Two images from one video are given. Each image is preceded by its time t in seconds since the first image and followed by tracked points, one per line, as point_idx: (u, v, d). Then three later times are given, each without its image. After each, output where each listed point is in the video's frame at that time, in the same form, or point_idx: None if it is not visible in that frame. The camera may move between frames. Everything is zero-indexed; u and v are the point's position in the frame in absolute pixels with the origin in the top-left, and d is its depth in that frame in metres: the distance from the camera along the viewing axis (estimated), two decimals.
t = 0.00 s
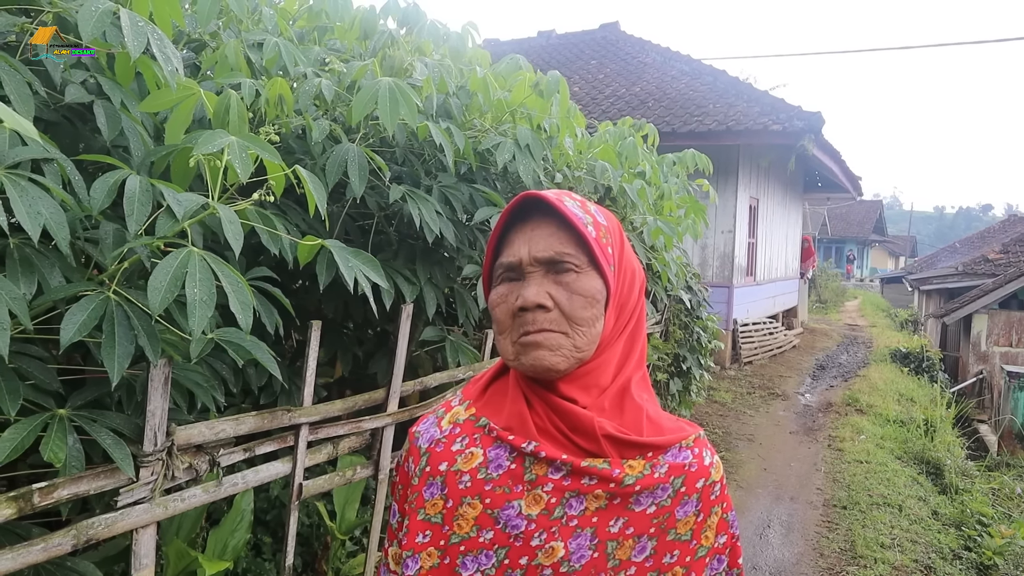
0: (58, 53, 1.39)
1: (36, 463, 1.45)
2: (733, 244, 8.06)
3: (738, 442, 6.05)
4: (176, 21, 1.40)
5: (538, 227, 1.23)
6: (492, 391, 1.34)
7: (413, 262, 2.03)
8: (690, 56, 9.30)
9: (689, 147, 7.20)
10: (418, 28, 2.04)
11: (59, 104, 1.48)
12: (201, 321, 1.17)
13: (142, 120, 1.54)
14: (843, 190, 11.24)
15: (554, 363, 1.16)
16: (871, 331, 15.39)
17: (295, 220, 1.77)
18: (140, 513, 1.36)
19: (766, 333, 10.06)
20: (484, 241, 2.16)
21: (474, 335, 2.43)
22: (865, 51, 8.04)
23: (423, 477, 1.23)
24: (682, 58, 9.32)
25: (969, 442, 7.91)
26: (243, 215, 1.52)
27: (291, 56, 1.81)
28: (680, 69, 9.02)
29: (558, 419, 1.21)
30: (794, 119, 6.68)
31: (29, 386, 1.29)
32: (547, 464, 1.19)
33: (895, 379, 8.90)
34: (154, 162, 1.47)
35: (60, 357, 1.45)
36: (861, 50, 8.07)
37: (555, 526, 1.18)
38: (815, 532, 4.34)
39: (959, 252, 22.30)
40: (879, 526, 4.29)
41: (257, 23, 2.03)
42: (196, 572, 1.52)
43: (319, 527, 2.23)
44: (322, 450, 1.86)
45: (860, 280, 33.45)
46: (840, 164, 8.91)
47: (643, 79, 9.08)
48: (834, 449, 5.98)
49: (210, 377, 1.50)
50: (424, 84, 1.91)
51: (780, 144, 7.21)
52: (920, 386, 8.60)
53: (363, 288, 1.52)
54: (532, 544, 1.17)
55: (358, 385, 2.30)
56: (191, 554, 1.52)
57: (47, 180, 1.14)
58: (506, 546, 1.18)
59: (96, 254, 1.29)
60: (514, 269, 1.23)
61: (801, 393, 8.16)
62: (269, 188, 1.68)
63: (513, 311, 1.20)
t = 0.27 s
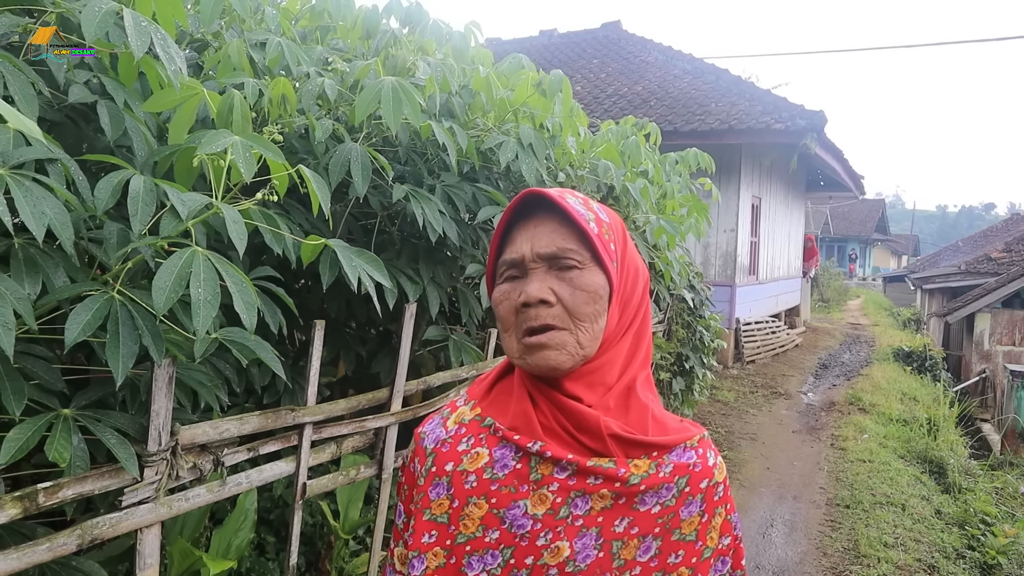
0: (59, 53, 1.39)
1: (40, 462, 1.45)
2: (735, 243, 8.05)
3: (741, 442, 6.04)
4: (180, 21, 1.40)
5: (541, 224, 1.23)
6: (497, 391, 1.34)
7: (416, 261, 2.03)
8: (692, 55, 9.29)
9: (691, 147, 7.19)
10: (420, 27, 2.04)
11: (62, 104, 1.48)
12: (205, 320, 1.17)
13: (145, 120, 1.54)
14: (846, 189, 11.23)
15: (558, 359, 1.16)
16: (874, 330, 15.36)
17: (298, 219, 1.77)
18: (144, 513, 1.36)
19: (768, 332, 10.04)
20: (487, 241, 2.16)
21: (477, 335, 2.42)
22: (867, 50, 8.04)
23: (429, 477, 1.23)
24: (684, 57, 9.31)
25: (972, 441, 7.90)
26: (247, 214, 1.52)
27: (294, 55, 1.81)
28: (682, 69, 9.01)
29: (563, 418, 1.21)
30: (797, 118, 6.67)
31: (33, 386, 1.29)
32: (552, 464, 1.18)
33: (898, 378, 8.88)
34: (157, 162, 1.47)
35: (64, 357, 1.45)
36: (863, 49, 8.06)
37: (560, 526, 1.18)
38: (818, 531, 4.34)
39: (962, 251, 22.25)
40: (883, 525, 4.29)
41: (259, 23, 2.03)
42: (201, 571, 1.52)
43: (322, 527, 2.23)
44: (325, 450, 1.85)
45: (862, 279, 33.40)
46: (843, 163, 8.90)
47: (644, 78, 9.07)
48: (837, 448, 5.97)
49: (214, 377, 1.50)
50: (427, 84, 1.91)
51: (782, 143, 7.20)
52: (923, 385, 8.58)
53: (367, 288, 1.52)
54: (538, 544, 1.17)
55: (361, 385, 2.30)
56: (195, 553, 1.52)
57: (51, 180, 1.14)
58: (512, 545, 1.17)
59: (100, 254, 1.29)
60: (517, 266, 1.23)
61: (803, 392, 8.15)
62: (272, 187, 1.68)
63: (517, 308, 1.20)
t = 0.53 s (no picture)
0: (59, 53, 1.38)
1: (43, 463, 1.45)
2: (737, 243, 8.04)
3: (743, 442, 6.04)
4: (182, 23, 1.40)
5: (547, 229, 1.23)
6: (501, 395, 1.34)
7: (418, 262, 2.03)
8: (694, 55, 9.29)
9: (693, 146, 7.18)
10: (423, 29, 2.04)
11: (66, 106, 1.48)
12: (207, 322, 1.17)
13: (148, 122, 1.54)
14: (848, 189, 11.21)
15: (562, 365, 1.16)
16: (876, 330, 15.35)
17: (300, 220, 1.77)
18: (147, 514, 1.36)
19: (770, 332, 10.03)
20: (489, 242, 2.16)
21: (479, 335, 2.43)
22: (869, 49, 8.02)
23: (433, 479, 1.23)
24: (686, 56, 9.31)
25: (975, 441, 7.88)
26: (249, 216, 1.52)
27: (297, 56, 1.81)
28: (684, 68, 9.01)
29: (566, 422, 1.21)
30: (799, 117, 6.65)
31: (37, 387, 1.29)
32: (555, 468, 1.18)
33: (901, 378, 8.86)
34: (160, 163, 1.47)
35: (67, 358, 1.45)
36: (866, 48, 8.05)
37: (562, 530, 1.18)
38: (820, 532, 4.33)
39: (964, 250, 22.20)
40: (885, 526, 4.28)
41: (262, 24, 2.04)
42: (203, 572, 1.52)
43: (324, 528, 2.23)
44: (328, 451, 1.86)
45: (865, 279, 33.35)
46: (845, 163, 8.88)
47: (646, 78, 9.07)
48: (839, 448, 5.97)
49: (216, 378, 1.50)
50: (430, 85, 1.92)
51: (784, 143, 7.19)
52: (926, 385, 8.57)
53: (369, 289, 1.52)
54: (540, 547, 1.17)
55: (363, 385, 2.31)
56: (197, 554, 1.52)
57: (54, 182, 1.14)
58: (514, 549, 1.18)
59: (103, 255, 1.29)
60: (523, 271, 1.23)
61: (806, 392, 8.14)
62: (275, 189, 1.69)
63: (522, 313, 1.19)
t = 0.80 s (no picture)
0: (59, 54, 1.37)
1: (47, 465, 1.46)
2: (740, 242, 8.03)
3: (745, 442, 6.03)
4: (184, 25, 1.40)
5: (553, 234, 1.23)
6: (508, 399, 1.34)
7: (420, 263, 2.04)
8: (696, 55, 9.27)
9: (695, 146, 7.17)
10: (424, 30, 2.04)
11: (69, 108, 1.49)
12: (209, 326, 1.17)
13: (150, 123, 1.54)
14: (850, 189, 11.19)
15: (567, 372, 1.16)
16: (878, 330, 15.33)
17: (302, 222, 1.77)
18: (150, 516, 1.37)
19: (772, 332, 10.02)
20: (491, 242, 2.15)
21: (481, 336, 2.43)
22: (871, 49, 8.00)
23: (439, 482, 1.24)
24: (688, 56, 9.30)
25: (977, 442, 7.86)
26: (252, 218, 1.52)
27: (299, 58, 1.82)
28: (686, 68, 9.00)
29: (572, 427, 1.21)
30: (801, 117, 6.64)
31: (40, 390, 1.29)
32: (561, 472, 1.19)
33: (903, 378, 8.85)
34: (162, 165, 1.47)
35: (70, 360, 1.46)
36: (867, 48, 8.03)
37: (568, 535, 1.18)
38: (823, 532, 4.33)
39: (967, 250, 22.16)
40: (887, 527, 4.27)
41: (264, 25, 2.04)
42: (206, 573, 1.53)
43: (327, 528, 2.23)
44: (330, 452, 1.86)
45: (867, 278, 33.30)
46: (847, 162, 8.87)
47: (648, 78, 9.06)
48: (842, 449, 5.96)
49: (219, 380, 1.50)
50: (431, 86, 1.92)
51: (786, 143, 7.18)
52: (928, 385, 8.55)
53: (371, 291, 1.52)
54: (545, 552, 1.17)
55: (366, 386, 2.31)
56: (200, 556, 1.53)
57: (57, 185, 1.15)
58: (519, 553, 1.18)
59: (106, 258, 1.30)
60: (528, 277, 1.23)
61: (808, 392, 8.13)
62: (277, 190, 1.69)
63: (527, 319, 1.20)
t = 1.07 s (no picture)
0: (59, 53, 1.37)
1: (48, 463, 1.46)
2: (741, 242, 8.03)
3: (746, 442, 6.03)
4: (185, 23, 1.39)
5: (560, 230, 1.22)
6: (509, 398, 1.34)
7: (421, 262, 2.04)
8: (698, 54, 9.27)
9: (697, 146, 7.16)
10: (426, 29, 2.03)
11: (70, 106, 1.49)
12: (210, 323, 1.17)
13: (151, 122, 1.54)
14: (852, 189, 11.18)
15: (573, 369, 1.16)
16: (880, 330, 15.32)
17: (304, 221, 1.77)
18: (151, 514, 1.37)
19: (774, 332, 10.01)
20: (492, 242, 2.15)
21: (482, 335, 2.43)
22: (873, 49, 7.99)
23: (440, 482, 1.24)
24: (690, 56, 9.29)
25: (980, 442, 7.85)
26: (253, 216, 1.52)
27: (300, 57, 1.82)
28: (688, 68, 8.99)
29: (574, 426, 1.21)
30: (803, 117, 6.63)
31: (40, 388, 1.29)
32: (564, 472, 1.19)
33: (905, 378, 8.83)
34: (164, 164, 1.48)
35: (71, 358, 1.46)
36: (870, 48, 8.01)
37: (571, 534, 1.18)
38: (824, 532, 4.32)
39: (970, 251, 22.11)
40: (888, 527, 4.27)
41: (265, 24, 2.04)
42: (206, 572, 1.53)
43: (327, 527, 2.23)
44: (331, 451, 1.86)
45: (869, 279, 33.25)
46: (849, 162, 8.85)
47: (650, 77, 9.06)
48: (843, 449, 5.95)
49: (219, 379, 1.50)
50: (433, 85, 1.93)
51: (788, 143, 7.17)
52: (930, 386, 8.54)
53: (372, 290, 1.52)
54: (548, 552, 1.17)
55: (367, 385, 2.31)
56: (200, 554, 1.53)
57: (58, 183, 1.15)
58: (522, 552, 1.17)
59: (106, 256, 1.30)
60: (534, 273, 1.22)
61: (810, 393, 8.12)
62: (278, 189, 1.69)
63: (533, 315, 1.19)
